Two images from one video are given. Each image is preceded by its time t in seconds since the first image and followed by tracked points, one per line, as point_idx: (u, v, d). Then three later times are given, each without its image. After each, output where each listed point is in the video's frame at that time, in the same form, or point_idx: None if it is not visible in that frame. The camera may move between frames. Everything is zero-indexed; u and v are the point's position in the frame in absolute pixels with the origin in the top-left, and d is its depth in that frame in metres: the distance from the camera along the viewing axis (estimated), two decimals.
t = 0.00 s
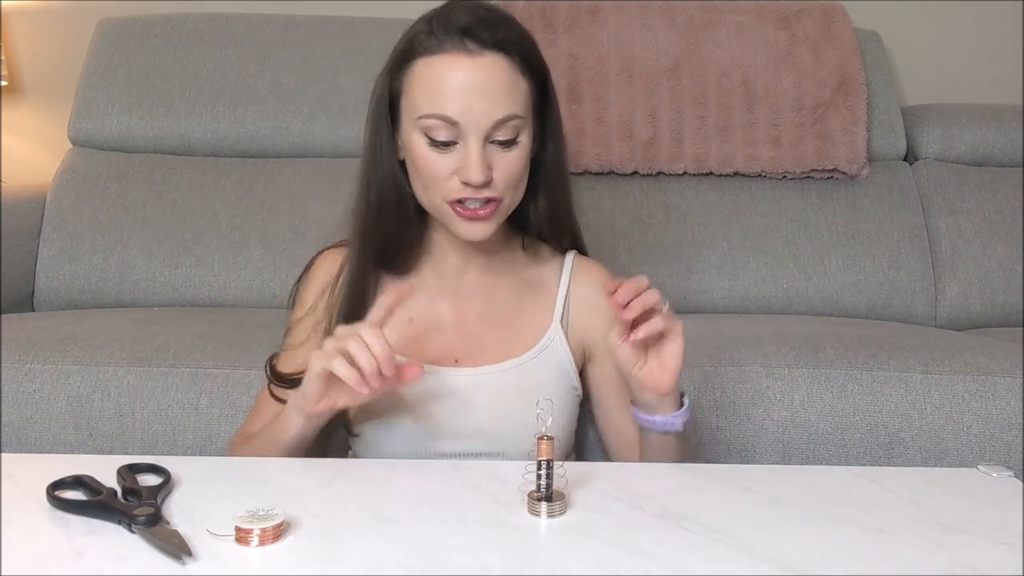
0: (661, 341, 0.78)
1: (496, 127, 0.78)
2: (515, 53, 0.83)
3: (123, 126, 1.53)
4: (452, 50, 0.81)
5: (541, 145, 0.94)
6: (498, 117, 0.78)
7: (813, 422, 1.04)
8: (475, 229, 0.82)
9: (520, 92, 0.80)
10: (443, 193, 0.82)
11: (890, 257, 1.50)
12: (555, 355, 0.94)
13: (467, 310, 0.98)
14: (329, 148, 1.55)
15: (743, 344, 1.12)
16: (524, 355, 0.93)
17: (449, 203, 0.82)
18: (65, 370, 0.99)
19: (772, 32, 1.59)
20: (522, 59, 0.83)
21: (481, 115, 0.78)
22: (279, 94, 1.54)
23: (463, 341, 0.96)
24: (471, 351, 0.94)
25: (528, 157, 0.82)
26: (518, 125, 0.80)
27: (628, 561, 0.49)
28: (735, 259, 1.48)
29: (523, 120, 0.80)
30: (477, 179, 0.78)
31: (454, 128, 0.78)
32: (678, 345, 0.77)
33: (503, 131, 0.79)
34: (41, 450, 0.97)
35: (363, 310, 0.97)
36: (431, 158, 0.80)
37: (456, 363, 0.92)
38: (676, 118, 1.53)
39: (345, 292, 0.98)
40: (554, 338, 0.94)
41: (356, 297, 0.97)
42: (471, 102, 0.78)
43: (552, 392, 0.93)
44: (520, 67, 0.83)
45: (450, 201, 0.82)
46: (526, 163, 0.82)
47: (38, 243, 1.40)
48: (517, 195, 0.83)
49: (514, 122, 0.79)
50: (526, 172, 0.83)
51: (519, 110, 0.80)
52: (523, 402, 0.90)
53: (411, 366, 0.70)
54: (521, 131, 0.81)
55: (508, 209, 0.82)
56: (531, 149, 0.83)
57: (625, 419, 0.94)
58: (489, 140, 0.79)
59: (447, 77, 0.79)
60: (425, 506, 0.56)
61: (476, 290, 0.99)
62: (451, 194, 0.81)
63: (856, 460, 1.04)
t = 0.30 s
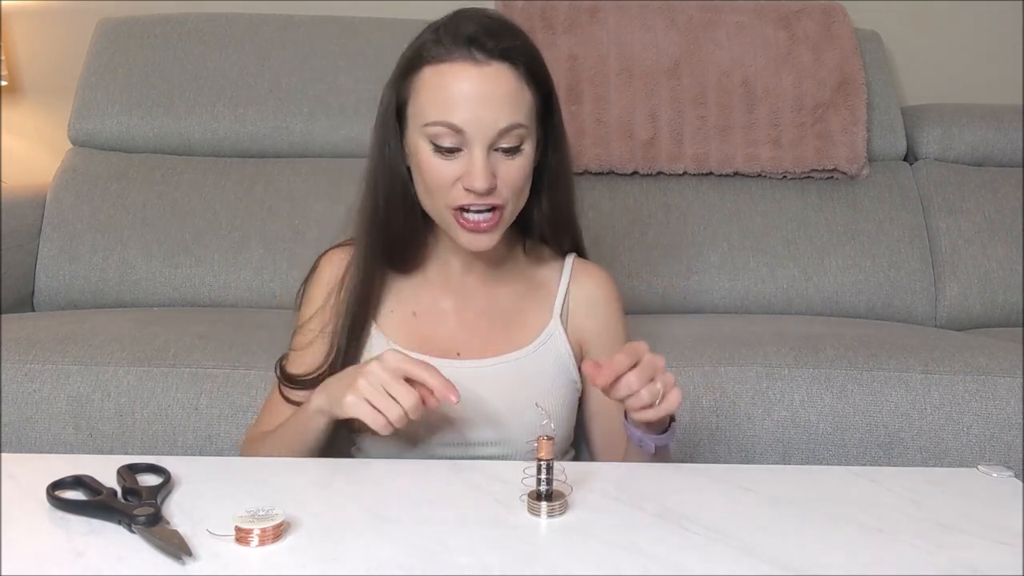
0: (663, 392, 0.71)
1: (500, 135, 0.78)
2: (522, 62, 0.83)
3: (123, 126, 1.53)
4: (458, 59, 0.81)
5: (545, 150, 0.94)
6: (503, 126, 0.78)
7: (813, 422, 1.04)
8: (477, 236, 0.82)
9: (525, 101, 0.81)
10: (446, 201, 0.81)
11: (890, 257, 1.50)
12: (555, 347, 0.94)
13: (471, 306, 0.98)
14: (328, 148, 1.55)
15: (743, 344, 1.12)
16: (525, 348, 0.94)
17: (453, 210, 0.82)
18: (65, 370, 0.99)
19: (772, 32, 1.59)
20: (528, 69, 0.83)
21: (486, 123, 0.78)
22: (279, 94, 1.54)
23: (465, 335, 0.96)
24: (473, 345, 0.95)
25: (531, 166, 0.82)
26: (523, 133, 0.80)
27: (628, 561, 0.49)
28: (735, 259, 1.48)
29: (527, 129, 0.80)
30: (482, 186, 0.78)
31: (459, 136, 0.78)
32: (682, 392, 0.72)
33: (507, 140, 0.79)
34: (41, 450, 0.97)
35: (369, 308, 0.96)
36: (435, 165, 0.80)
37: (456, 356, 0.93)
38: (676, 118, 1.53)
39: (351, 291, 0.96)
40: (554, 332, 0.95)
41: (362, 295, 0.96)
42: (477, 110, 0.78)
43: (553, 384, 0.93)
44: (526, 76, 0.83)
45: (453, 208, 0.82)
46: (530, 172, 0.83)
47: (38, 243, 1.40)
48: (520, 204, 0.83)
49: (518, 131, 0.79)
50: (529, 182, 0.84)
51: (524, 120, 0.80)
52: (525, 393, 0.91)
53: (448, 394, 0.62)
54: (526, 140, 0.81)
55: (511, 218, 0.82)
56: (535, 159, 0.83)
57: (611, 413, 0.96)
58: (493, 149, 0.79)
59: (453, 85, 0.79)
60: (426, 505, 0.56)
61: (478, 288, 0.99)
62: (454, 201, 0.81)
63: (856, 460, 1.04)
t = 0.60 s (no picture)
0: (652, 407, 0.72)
1: (498, 130, 0.79)
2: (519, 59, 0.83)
3: (123, 126, 1.53)
4: (455, 55, 0.81)
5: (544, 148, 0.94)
6: (501, 120, 0.79)
7: (813, 422, 1.04)
8: (476, 231, 0.82)
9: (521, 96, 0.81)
10: (445, 197, 0.81)
11: (890, 257, 1.50)
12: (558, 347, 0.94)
13: (472, 304, 0.98)
14: (329, 148, 1.55)
15: (743, 344, 1.12)
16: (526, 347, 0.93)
17: (452, 207, 0.81)
18: (65, 370, 0.99)
19: (772, 32, 1.59)
20: (526, 66, 0.84)
21: (484, 117, 0.78)
22: (279, 94, 1.54)
23: (466, 333, 0.96)
24: (473, 343, 0.94)
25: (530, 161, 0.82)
26: (520, 127, 0.80)
27: (628, 562, 0.49)
28: (735, 259, 1.48)
29: (525, 124, 0.81)
30: (481, 180, 0.78)
31: (457, 131, 0.78)
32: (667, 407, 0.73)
33: (505, 134, 0.79)
34: (41, 450, 0.97)
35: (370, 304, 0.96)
36: (433, 160, 0.80)
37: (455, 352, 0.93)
38: (676, 118, 1.53)
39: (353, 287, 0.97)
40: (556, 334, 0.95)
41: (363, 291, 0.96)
42: (474, 104, 0.78)
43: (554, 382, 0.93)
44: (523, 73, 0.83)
45: (451, 204, 0.81)
46: (529, 166, 0.83)
47: (39, 243, 1.39)
48: (520, 199, 0.83)
49: (516, 125, 0.80)
50: (528, 177, 0.83)
51: (521, 114, 0.81)
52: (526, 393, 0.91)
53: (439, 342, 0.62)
54: (524, 135, 0.81)
55: (510, 212, 0.82)
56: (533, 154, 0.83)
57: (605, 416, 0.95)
58: (491, 143, 0.79)
59: (450, 80, 0.79)
60: (427, 504, 0.56)
61: (482, 286, 0.98)
62: (453, 196, 0.81)
63: (856, 460, 1.04)
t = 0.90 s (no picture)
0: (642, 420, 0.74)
1: (498, 89, 0.83)
2: (520, 26, 0.89)
3: (123, 126, 1.53)
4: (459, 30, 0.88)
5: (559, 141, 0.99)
6: (501, 79, 0.83)
7: (813, 422, 1.04)
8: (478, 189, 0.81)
9: (522, 59, 0.86)
10: (447, 159, 0.82)
11: (890, 257, 1.50)
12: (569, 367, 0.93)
13: (481, 312, 0.97)
14: (329, 148, 1.55)
15: (744, 344, 1.12)
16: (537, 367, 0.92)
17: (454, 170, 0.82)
18: (65, 370, 0.99)
19: (772, 32, 1.59)
20: (528, 34, 0.89)
21: (485, 75, 0.82)
22: (279, 94, 1.54)
23: (477, 345, 0.95)
24: (485, 356, 0.94)
25: (533, 128, 0.85)
26: (520, 88, 0.84)
27: (628, 561, 0.49)
28: (735, 259, 1.48)
29: (527, 89, 0.85)
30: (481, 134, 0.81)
31: (457, 90, 0.82)
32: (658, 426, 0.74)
33: (505, 95, 0.83)
34: (41, 450, 0.96)
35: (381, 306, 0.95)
36: (436, 122, 0.84)
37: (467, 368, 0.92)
38: (676, 118, 1.53)
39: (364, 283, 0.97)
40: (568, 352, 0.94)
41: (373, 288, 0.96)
42: (473, 63, 0.83)
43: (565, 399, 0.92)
44: (525, 41, 0.88)
45: (453, 167, 0.82)
46: (533, 132, 0.85)
47: (38, 243, 1.39)
48: (525, 164, 0.84)
49: (517, 87, 0.84)
50: (533, 143, 0.85)
51: (522, 79, 0.85)
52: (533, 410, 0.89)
53: (382, 432, 0.52)
54: (525, 99, 0.85)
55: (515, 174, 0.83)
56: (537, 124, 0.86)
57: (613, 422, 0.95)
58: (492, 103, 0.83)
59: (450, 44, 0.85)
60: (429, 504, 0.56)
61: (492, 294, 0.98)
62: (455, 156, 0.82)
63: (856, 460, 1.04)
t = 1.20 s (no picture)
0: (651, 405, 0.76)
1: (503, 104, 0.82)
2: (526, 36, 0.88)
3: (123, 126, 1.53)
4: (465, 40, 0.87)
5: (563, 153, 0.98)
6: (506, 94, 0.82)
7: (813, 422, 1.04)
8: (481, 208, 0.81)
9: (528, 70, 0.85)
10: (449, 175, 0.82)
11: (890, 257, 1.50)
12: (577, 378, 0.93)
13: (486, 327, 0.98)
14: (329, 148, 1.55)
15: (744, 344, 1.12)
16: (547, 378, 0.93)
17: (458, 187, 0.82)
18: (65, 370, 0.99)
19: (772, 32, 1.59)
20: (534, 44, 0.88)
21: (490, 89, 0.82)
22: (279, 94, 1.54)
23: (482, 359, 0.95)
24: (490, 369, 0.94)
25: (538, 143, 0.84)
26: (525, 102, 0.83)
27: (628, 561, 0.49)
28: (735, 260, 1.48)
29: (533, 103, 0.84)
30: (484, 149, 0.80)
31: (460, 104, 0.82)
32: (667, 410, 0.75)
33: (510, 110, 0.83)
34: (42, 450, 0.97)
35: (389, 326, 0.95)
36: (439, 136, 0.83)
37: (473, 383, 0.92)
38: (676, 118, 1.53)
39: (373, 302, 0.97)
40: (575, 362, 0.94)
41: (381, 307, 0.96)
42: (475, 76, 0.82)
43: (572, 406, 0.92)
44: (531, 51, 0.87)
45: (456, 183, 0.82)
46: (539, 147, 0.84)
47: (38, 243, 1.39)
48: (530, 179, 0.83)
49: (522, 101, 0.83)
50: (539, 158, 0.84)
51: (528, 93, 0.84)
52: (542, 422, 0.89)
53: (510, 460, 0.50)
54: (531, 112, 0.84)
55: (520, 190, 0.82)
56: (542, 139, 0.85)
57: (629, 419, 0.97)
58: (496, 118, 0.82)
59: (454, 55, 0.84)
60: (431, 505, 0.56)
61: (496, 308, 0.99)
62: (457, 173, 0.81)
63: (856, 460, 1.04)
